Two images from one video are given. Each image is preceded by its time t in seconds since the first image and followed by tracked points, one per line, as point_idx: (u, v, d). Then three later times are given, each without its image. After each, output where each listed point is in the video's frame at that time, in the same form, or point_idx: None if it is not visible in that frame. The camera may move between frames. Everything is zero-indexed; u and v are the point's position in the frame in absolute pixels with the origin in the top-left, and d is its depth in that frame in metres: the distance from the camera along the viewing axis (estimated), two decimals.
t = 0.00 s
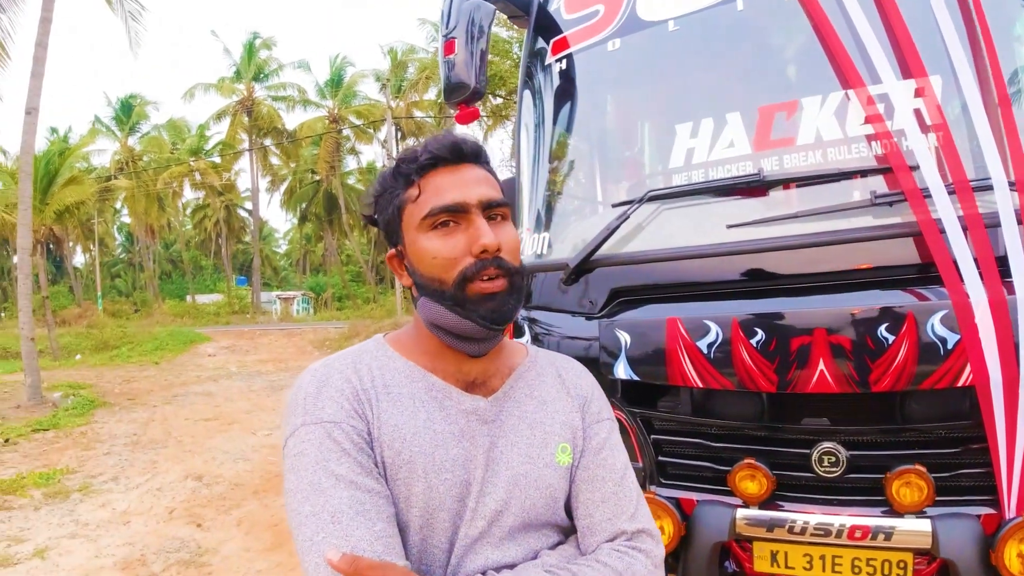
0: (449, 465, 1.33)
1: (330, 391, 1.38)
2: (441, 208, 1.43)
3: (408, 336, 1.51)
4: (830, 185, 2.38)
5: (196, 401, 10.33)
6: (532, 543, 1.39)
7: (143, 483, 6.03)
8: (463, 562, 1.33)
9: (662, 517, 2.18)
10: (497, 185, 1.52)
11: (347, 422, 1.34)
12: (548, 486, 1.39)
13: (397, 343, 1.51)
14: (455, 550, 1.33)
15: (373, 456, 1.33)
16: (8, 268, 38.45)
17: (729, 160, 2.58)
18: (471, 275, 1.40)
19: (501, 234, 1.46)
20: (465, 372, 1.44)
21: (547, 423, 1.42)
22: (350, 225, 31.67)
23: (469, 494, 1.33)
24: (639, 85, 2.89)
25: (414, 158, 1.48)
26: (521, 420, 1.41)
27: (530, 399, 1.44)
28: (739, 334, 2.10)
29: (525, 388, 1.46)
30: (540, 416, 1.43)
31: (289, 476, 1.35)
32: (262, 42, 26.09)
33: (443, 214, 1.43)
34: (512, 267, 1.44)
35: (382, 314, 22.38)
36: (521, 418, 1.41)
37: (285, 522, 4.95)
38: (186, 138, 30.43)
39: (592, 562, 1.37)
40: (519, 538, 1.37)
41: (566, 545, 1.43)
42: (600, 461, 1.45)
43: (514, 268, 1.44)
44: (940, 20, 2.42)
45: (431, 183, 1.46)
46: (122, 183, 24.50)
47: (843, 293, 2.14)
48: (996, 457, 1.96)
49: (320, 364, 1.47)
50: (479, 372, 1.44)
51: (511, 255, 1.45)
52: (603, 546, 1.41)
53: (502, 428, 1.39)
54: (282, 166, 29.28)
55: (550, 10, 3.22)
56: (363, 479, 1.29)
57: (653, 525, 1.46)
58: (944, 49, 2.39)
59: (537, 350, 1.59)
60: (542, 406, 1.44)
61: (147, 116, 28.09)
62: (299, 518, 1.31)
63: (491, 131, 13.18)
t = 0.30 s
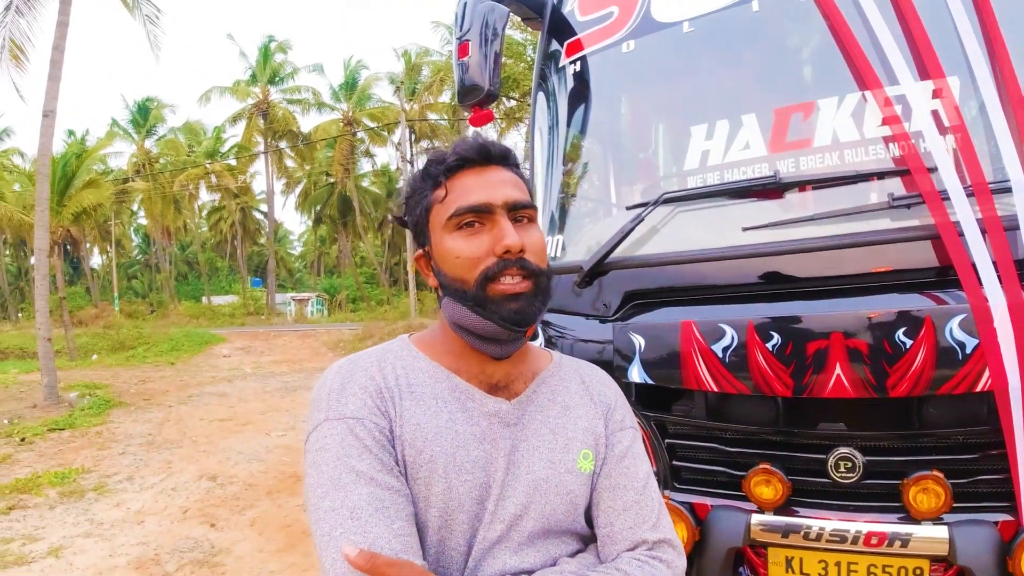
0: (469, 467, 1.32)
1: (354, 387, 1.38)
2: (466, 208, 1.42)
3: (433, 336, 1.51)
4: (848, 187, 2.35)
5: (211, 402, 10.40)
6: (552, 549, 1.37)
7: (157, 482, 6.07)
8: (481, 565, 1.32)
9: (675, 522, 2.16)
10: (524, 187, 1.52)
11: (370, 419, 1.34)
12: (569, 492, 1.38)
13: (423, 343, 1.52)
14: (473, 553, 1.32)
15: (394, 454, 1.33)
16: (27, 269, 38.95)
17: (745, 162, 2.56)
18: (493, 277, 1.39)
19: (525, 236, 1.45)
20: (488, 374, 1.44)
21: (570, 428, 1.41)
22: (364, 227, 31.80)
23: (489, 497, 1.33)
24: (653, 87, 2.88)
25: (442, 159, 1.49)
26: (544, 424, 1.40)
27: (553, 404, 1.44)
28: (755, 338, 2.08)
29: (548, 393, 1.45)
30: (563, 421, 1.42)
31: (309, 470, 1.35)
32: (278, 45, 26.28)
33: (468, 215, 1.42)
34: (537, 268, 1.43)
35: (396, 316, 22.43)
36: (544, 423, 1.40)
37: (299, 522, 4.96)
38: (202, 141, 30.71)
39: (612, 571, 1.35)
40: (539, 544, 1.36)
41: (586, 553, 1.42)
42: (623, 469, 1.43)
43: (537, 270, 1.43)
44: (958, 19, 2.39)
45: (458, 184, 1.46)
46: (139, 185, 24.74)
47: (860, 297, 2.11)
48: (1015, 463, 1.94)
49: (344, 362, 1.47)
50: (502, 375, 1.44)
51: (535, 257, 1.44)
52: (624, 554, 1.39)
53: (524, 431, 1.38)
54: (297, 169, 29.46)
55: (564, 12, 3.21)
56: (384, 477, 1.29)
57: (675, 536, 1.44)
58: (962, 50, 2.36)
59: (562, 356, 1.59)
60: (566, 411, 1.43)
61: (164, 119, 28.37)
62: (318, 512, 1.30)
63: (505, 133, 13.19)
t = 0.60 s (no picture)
0: (477, 465, 1.32)
1: (364, 383, 1.39)
2: (480, 209, 1.42)
3: (441, 336, 1.51)
4: (853, 190, 2.34)
5: (218, 403, 10.44)
6: (555, 551, 1.37)
7: (163, 483, 6.09)
8: (486, 564, 1.31)
9: (679, 526, 2.14)
10: (538, 193, 1.52)
11: (380, 414, 1.34)
12: (574, 494, 1.38)
13: (431, 342, 1.51)
14: (478, 552, 1.32)
15: (403, 450, 1.33)
16: (36, 270, 39.21)
17: (750, 164, 2.55)
18: (503, 276, 1.39)
19: (537, 239, 1.45)
20: (495, 375, 1.43)
21: (576, 431, 1.42)
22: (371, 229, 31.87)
23: (495, 496, 1.32)
24: (659, 90, 2.87)
25: (460, 161, 1.50)
26: (551, 426, 1.40)
27: (559, 406, 1.44)
28: (760, 342, 2.08)
29: (554, 395, 1.45)
30: (569, 424, 1.42)
31: (318, 464, 1.35)
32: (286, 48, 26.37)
33: (482, 215, 1.42)
34: (546, 271, 1.43)
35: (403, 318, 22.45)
36: (550, 425, 1.40)
37: (304, 523, 4.97)
38: (210, 143, 30.84)
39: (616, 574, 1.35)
40: (543, 545, 1.35)
41: (588, 555, 1.41)
42: (626, 473, 1.44)
43: (546, 273, 1.43)
44: (964, 21, 2.38)
45: (474, 185, 1.46)
46: (147, 187, 24.86)
47: (865, 300, 2.10)
48: (1021, 468, 1.92)
49: (353, 358, 1.47)
50: (509, 376, 1.44)
51: (546, 260, 1.44)
52: (627, 557, 1.39)
53: (531, 432, 1.38)
54: (304, 171, 29.55)
55: (570, 14, 3.19)
56: (393, 472, 1.29)
57: (675, 539, 1.45)
58: (968, 52, 2.35)
59: (567, 361, 1.59)
60: (571, 414, 1.44)
61: (172, 121, 28.51)
62: (326, 506, 1.30)
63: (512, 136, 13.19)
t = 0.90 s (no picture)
0: (470, 466, 1.33)
1: (359, 386, 1.39)
2: (476, 214, 1.43)
3: (437, 340, 1.52)
4: (852, 193, 2.35)
5: (219, 405, 10.46)
6: (548, 550, 1.37)
7: (164, 485, 6.10)
8: (479, 563, 1.33)
9: (679, 529, 2.15)
10: (534, 199, 1.53)
11: (375, 417, 1.34)
12: (566, 495, 1.38)
13: (427, 346, 1.52)
14: (471, 551, 1.33)
15: (397, 451, 1.34)
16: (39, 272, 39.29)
17: (749, 167, 2.56)
18: (498, 281, 1.40)
19: (532, 244, 1.46)
20: (490, 379, 1.44)
21: (568, 432, 1.42)
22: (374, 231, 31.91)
23: (488, 497, 1.33)
24: (659, 93, 2.88)
25: (458, 167, 1.51)
26: (543, 428, 1.41)
27: (553, 409, 1.44)
28: (758, 345, 2.08)
29: (548, 398, 1.46)
30: (561, 426, 1.43)
31: (315, 465, 1.36)
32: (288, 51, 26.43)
33: (477, 220, 1.43)
34: (540, 276, 1.44)
35: (405, 321, 22.45)
36: (543, 427, 1.41)
37: (305, 525, 4.98)
38: (213, 146, 30.90)
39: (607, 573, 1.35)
40: (535, 544, 1.36)
41: (580, 554, 1.42)
42: (618, 474, 1.44)
43: (541, 278, 1.44)
44: (963, 25, 2.38)
45: (470, 191, 1.47)
46: (149, 189, 24.92)
47: (865, 303, 2.10)
48: (1019, 470, 1.92)
49: (349, 362, 1.48)
50: (503, 380, 1.45)
51: (540, 265, 1.45)
52: (618, 557, 1.39)
53: (524, 434, 1.39)
54: (306, 174, 29.59)
55: (570, 17, 3.20)
56: (387, 473, 1.30)
57: (666, 540, 1.46)
58: (967, 54, 2.35)
59: (562, 363, 1.59)
60: (564, 416, 1.44)
61: (174, 124, 28.58)
62: (322, 506, 1.31)
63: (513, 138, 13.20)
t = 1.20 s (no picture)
0: (462, 469, 1.33)
1: (353, 390, 1.40)
2: (472, 213, 1.44)
3: (431, 342, 1.53)
4: (850, 195, 2.35)
5: (219, 407, 10.46)
6: (543, 550, 1.38)
7: (164, 487, 6.10)
8: (472, 564, 1.33)
9: (678, 531, 2.15)
10: (530, 201, 1.54)
11: (368, 421, 1.35)
12: (560, 495, 1.38)
13: (421, 349, 1.53)
14: (465, 551, 1.34)
15: (390, 455, 1.35)
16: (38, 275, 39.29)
17: (748, 169, 2.57)
18: (491, 280, 1.40)
19: (526, 245, 1.46)
20: (483, 381, 1.44)
21: (562, 433, 1.42)
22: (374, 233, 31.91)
23: (480, 498, 1.34)
24: (658, 96, 2.89)
25: (455, 167, 1.52)
26: (537, 429, 1.41)
27: (547, 410, 1.45)
28: (757, 346, 2.09)
29: (542, 399, 1.46)
30: (556, 427, 1.43)
31: (309, 469, 1.37)
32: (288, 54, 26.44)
33: (473, 220, 1.44)
34: (533, 277, 1.44)
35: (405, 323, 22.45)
36: (536, 428, 1.41)
37: (305, 528, 4.97)
38: (213, 148, 30.92)
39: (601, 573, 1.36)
40: (530, 544, 1.37)
41: (576, 555, 1.42)
42: (613, 474, 1.44)
43: (534, 279, 1.44)
44: (960, 27, 2.39)
45: (466, 191, 1.48)
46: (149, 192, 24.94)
47: (863, 305, 2.11)
48: (1018, 471, 1.92)
49: (344, 366, 1.49)
50: (497, 381, 1.45)
51: (533, 266, 1.45)
52: (611, 558, 1.40)
53: (517, 435, 1.39)
54: (306, 176, 29.59)
55: (569, 20, 3.21)
56: (379, 476, 1.30)
57: (662, 540, 1.46)
58: (965, 57, 2.36)
59: (558, 364, 1.59)
60: (558, 417, 1.44)
61: (174, 126, 28.60)
62: (316, 509, 1.32)
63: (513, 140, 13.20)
